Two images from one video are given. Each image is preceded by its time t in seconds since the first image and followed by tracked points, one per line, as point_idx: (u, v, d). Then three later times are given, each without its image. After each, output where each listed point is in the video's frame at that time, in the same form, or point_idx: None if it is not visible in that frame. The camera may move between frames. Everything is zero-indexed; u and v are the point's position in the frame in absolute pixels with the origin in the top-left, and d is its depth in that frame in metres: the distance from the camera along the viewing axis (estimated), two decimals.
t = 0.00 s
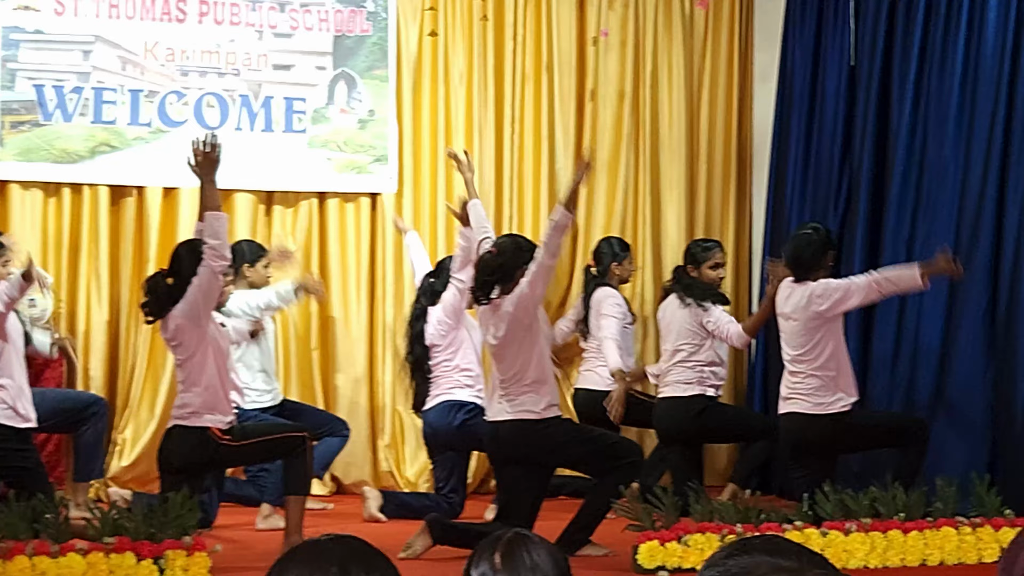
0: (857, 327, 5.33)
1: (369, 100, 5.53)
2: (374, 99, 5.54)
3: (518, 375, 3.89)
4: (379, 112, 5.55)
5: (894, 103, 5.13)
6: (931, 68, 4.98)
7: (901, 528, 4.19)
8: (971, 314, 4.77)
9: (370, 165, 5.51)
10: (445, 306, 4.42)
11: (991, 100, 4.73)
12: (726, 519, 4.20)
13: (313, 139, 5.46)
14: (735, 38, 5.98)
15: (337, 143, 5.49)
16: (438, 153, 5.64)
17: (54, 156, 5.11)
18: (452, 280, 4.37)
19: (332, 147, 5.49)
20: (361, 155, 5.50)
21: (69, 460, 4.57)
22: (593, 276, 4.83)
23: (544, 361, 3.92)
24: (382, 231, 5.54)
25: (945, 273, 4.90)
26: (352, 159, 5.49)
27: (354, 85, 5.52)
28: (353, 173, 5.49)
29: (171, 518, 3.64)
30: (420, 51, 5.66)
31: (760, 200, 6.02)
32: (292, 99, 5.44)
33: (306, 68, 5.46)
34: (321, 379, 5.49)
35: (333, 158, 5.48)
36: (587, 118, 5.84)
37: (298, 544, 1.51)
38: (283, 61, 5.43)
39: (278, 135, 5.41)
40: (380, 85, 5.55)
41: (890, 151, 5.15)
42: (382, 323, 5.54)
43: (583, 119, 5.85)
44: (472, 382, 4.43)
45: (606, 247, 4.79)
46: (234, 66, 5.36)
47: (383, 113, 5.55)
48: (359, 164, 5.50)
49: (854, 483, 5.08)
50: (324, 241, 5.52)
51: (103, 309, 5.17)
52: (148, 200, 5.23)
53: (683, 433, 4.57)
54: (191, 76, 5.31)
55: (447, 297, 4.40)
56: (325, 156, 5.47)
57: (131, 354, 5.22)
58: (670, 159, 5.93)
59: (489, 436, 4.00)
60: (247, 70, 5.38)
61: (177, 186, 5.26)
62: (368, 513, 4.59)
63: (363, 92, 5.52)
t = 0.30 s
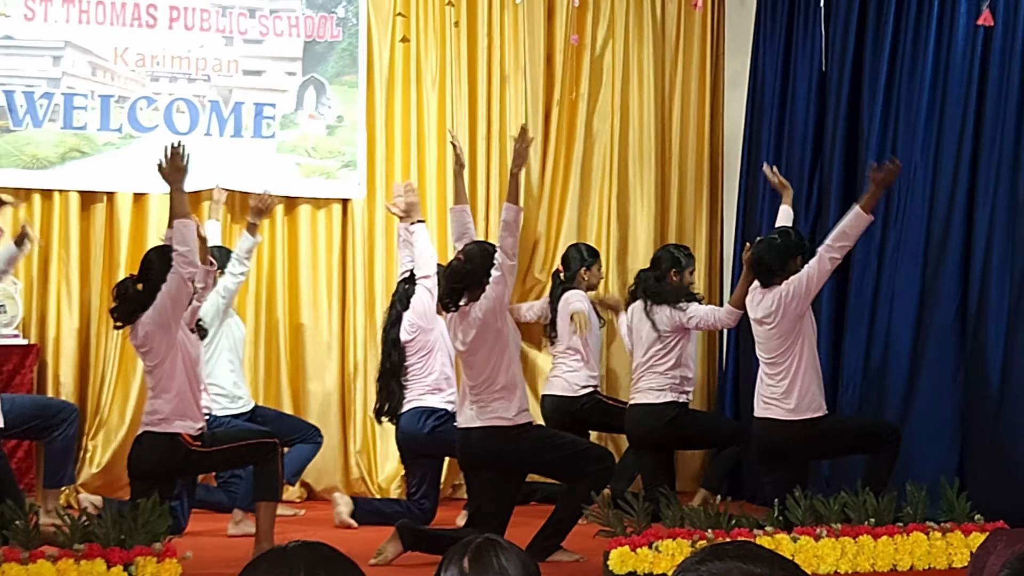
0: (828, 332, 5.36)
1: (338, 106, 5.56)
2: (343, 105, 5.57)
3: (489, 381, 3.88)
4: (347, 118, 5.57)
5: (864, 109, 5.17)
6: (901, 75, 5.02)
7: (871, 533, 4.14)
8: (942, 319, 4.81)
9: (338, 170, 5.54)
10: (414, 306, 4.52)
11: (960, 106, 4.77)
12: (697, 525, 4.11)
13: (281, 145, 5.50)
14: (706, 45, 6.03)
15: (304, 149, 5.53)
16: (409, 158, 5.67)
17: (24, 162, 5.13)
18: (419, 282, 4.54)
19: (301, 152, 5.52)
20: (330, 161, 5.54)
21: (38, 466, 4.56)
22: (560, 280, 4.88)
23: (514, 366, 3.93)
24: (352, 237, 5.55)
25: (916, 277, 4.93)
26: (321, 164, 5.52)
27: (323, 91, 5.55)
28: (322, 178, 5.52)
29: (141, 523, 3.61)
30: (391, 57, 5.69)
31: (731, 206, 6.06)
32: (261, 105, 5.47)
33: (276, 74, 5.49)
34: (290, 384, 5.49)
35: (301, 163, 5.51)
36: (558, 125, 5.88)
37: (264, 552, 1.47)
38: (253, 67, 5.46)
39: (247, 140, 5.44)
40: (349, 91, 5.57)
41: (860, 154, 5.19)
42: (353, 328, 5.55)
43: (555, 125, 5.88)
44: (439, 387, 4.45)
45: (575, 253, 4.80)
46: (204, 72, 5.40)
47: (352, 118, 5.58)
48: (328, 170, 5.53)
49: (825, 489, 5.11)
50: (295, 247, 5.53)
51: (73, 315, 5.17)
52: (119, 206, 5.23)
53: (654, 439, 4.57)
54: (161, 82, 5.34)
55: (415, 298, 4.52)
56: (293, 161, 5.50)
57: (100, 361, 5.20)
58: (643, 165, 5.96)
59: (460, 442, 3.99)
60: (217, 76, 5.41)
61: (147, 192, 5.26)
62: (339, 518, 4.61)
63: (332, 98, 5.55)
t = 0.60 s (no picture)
0: (804, 337, 5.39)
1: (314, 110, 5.57)
2: (318, 110, 5.58)
3: (464, 387, 3.89)
4: (322, 123, 5.58)
5: (841, 113, 5.20)
6: (877, 80, 5.05)
7: (846, 537, 4.14)
8: (917, 324, 4.83)
9: (313, 174, 5.53)
10: (391, 310, 4.53)
11: (936, 112, 4.79)
12: (673, 529, 4.06)
13: (261, 146, 5.50)
14: (682, 49, 6.04)
15: (283, 151, 5.52)
16: (384, 162, 5.67)
17: None
18: (397, 287, 4.56)
19: (281, 155, 5.52)
20: (306, 164, 5.53)
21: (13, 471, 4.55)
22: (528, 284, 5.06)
23: (487, 373, 3.94)
24: (328, 241, 5.56)
25: (892, 281, 4.94)
26: (297, 167, 5.52)
27: (300, 95, 5.56)
28: (297, 180, 5.51)
29: (116, 528, 3.58)
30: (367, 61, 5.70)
31: (707, 210, 6.07)
32: (237, 109, 5.47)
33: (252, 79, 5.50)
34: (264, 390, 5.51)
35: (281, 164, 5.50)
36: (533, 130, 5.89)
37: (238, 559, 1.44)
38: (228, 71, 5.46)
39: (224, 144, 5.44)
40: (323, 95, 5.58)
41: (837, 157, 5.22)
42: (329, 332, 5.56)
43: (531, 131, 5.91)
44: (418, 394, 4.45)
45: (544, 257, 5.04)
46: (180, 76, 5.40)
47: (327, 123, 5.59)
48: (305, 172, 5.52)
49: (801, 493, 5.14)
50: (271, 252, 5.54)
51: (48, 320, 5.17)
52: (94, 212, 5.24)
53: (629, 445, 4.59)
54: (136, 87, 5.34)
55: (393, 302, 4.54)
56: (274, 162, 5.50)
57: (76, 367, 5.20)
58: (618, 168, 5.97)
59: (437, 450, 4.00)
60: (192, 80, 5.41)
61: (122, 197, 5.26)
62: (314, 523, 4.62)
63: (308, 102, 5.56)
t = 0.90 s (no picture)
0: (783, 338, 5.41)
1: (297, 110, 5.57)
2: (301, 110, 5.58)
3: (443, 389, 3.89)
4: (306, 123, 5.59)
5: (818, 115, 5.23)
6: (856, 81, 5.08)
7: (824, 537, 4.15)
8: (895, 325, 4.84)
9: (296, 175, 5.54)
10: (373, 312, 4.50)
11: (913, 113, 4.81)
12: (651, 530, 4.08)
13: (241, 148, 5.50)
14: (661, 51, 6.07)
15: (264, 152, 5.53)
16: (362, 163, 5.67)
17: None
18: (378, 290, 4.55)
19: (260, 156, 5.52)
20: (288, 165, 5.53)
21: None
22: (507, 286, 5.00)
23: (466, 374, 3.94)
24: (307, 242, 5.56)
25: (870, 283, 4.97)
26: (278, 168, 5.52)
27: (282, 95, 5.56)
28: (279, 183, 5.51)
29: (93, 530, 3.57)
30: (346, 61, 5.70)
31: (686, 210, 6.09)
32: (218, 109, 5.48)
33: (232, 79, 5.50)
34: (243, 390, 5.51)
35: (261, 167, 5.51)
36: (512, 131, 5.91)
37: (217, 559, 1.48)
38: (208, 71, 5.47)
39: (204, 145, 5.44)
40: (307, 95, 5.58)
41: (816, 157, 5.25)
42: (308, 333, 5.55)
43: (510, 132, 5.91)
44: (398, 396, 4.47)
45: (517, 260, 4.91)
46: (159, 76, 5.40)
47: (310, 123, 5.59)
48: (286, 174, 5.53)
49: (779, 493, 5.17)
50: (250, 253, 5.54)
51: (26, 321, 5.16)
52: (72, 213, 5.23)
53: (608, 446, 4.60)
54: (115, 87, 5.34)
55: (375, 304, 4.52)
56: (253, 165, 5.50)
57: (54, 368, 5.19)
58: (597, 168, 5.98)
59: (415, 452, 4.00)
60: (172, 80, 5.41)
61: (101, 198, 5.26)
62: (293, 524, 4.63)
63: (290, 102, 5.56)
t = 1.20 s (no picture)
0: (766, 339, 5.43)
1: (279, 111, 5.59)
2: (284, 111, 5.59)
3: (427, 389, 3.90)
4: (289, 124, 5.60)
5: (801, 117, 5.26)
6: (838, 83, 5.10)
7: (806, 538, 4.15)
8: (877, 326, 4.87)
9: (280, 176, 5.54)
10: (357, 314, 4.51)
11: (895, 115, 4.83)
12: (634, 531, 4.06)
13: (224, 149, 5.50)
14: (644, 54, 6.11)
15: (247, 154, 5.53)
16: (344, 164, 5.67)
17: None
18: (362, 291, 4.57)
19: (243, 157, 5.52)
20: (271, 166, 5.53)
21: None
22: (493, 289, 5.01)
23: (450, 375, 3.95)
24: (290, 243, 5.56)
25: (853, 285, 4.99)
26: (261, 169, 5.52)
27: (264, 96, 5.57)
28: (262, 183, 5.51)
29: (76, 532, 3.57)
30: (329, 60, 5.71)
31: (668, 212, 6.12)
32: (202, 110, 5.48)
33: (216, 79, 5.51)
34: (226, 391, 5.52)
35: (244, 168, 5.51)
36: (496, 133, 5.92)
37: (196, 560, 1.49)
38: (192, 71, 5.47)
39: (188, 146, 5.44)
40: (290, 97, 5.60)
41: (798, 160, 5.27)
42: (292, 334, 5.55)
43: (495, 133, 5.92)
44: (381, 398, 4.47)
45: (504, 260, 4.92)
46: (142, 77, 5.40)
47: (293, 124, 5.60)
48: (269, 175, 5.53)
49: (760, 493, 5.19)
50: (233, 254, 5.54)
51: (8, 323, 5.16)
52: (54, 214, 5.21)
53: (590, 448, 4.62)
54: (98, 88, 5.34)
55: (358, 305, 4.53)
56: (236, 166, 5.50)
57: (36, 369, 5.19)
58: (580, 169, 6.00)
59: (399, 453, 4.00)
60: (155, 81, 5.42)
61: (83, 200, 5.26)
62: (276, 524, 4.61)
63: (273, 103, 5.57)
